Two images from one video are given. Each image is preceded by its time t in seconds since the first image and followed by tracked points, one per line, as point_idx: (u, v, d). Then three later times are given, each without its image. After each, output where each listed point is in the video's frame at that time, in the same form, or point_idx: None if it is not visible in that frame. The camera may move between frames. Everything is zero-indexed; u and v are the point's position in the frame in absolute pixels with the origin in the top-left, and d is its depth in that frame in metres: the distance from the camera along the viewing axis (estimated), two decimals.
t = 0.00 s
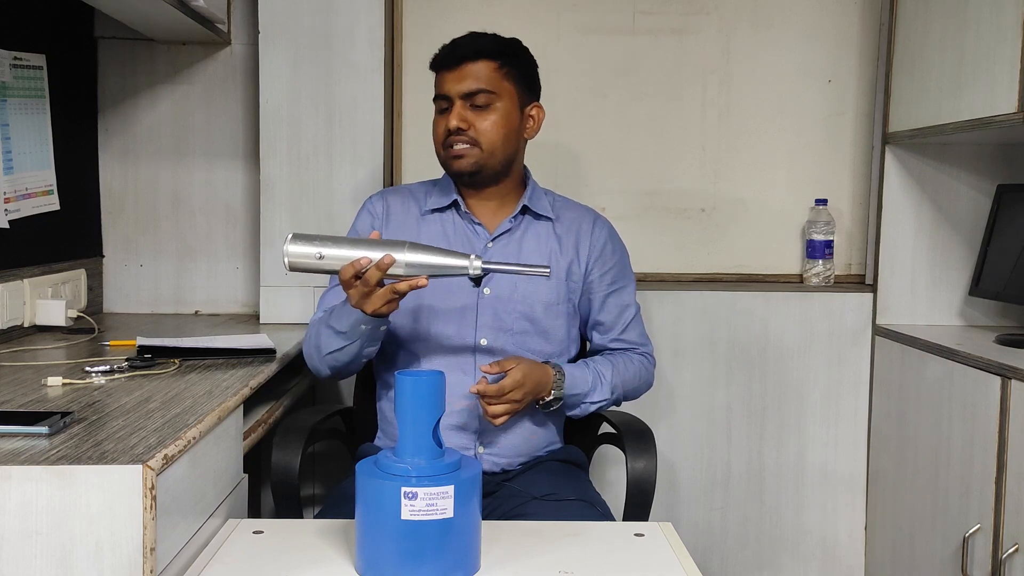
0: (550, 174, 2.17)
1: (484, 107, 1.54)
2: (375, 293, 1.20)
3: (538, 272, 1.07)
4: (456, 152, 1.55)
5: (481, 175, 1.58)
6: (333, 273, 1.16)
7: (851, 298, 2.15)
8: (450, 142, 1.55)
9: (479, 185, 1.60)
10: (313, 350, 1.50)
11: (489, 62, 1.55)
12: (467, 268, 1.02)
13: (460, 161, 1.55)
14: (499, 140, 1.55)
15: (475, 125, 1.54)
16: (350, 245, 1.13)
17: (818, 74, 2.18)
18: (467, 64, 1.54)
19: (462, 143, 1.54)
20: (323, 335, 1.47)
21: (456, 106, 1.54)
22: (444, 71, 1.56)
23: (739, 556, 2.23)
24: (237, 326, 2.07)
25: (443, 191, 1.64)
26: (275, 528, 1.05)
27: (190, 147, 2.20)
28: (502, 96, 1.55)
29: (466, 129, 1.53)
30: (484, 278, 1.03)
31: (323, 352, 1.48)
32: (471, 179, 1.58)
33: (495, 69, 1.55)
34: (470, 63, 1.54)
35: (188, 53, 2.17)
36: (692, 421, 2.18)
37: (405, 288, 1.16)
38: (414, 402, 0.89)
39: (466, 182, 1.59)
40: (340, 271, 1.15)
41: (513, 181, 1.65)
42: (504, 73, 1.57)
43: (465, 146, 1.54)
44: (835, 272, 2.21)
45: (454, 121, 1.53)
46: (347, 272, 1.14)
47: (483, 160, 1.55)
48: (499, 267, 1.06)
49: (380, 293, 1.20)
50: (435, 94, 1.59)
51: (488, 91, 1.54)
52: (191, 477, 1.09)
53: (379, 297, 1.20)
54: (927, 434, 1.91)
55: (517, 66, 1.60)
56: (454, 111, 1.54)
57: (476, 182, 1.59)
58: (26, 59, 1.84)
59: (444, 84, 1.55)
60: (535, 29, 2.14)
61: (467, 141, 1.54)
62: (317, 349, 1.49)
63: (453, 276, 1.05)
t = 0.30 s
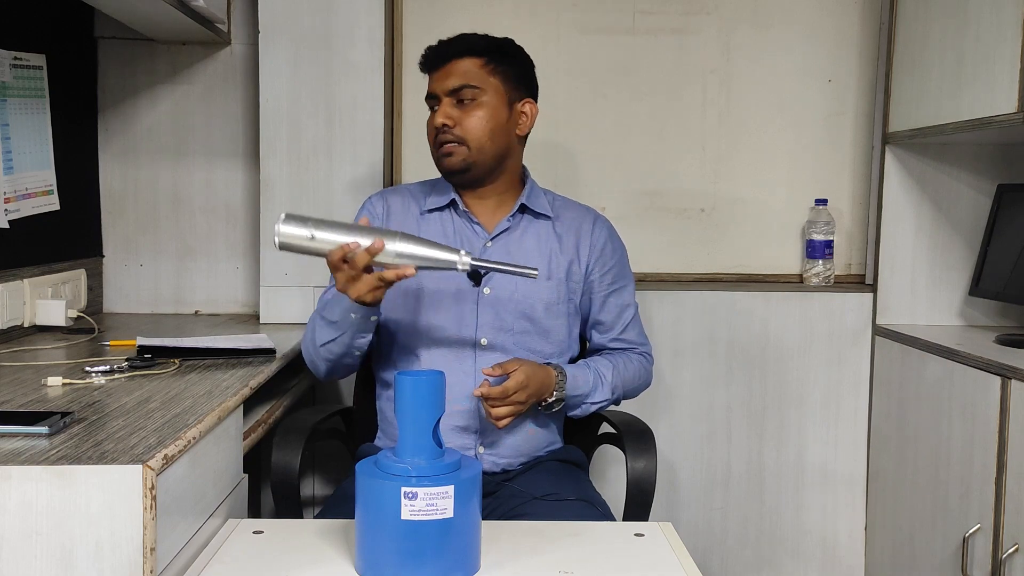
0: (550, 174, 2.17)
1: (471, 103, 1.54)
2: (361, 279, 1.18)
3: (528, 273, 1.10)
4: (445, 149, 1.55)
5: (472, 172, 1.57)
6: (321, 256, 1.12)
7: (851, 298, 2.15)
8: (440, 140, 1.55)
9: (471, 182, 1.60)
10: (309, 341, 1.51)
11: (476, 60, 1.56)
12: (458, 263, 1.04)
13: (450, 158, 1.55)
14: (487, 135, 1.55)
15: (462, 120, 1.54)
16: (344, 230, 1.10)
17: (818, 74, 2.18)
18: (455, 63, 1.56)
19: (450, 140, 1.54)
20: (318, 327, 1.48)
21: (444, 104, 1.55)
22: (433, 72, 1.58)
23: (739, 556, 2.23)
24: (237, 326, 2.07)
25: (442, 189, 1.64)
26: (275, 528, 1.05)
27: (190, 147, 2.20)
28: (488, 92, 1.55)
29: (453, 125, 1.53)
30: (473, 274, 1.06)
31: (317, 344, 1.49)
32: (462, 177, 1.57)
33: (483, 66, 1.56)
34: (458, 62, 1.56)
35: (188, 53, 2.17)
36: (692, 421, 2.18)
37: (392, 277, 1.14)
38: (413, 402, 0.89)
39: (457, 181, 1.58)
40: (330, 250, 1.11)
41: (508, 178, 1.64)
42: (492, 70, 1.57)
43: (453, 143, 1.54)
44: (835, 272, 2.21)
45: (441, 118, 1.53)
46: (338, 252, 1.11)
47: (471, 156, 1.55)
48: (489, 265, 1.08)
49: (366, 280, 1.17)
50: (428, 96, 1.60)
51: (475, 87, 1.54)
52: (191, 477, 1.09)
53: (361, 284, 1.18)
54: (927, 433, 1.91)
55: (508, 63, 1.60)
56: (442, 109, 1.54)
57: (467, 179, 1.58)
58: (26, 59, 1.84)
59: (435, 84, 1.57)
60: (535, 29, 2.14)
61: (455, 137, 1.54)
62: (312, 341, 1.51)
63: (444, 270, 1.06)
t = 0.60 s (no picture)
0: (549, 174, 2.17)
1: (466, 108, 1.54)
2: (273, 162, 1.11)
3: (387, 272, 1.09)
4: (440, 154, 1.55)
5: (467, 176, 1.57)
6: (265, 120, 1.09)
7: (851, 298, 2.15)
8: (435, 145, 1.56)
9: (468, 185, 1.60)
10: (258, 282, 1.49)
11: (471, 63, 1.56)
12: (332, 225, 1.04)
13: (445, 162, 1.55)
14: (481, 139, 1.55)
15: (456, 125, 1.54)
16: (298, 125, 1.08)
17: (818, 74, 2.18)
18: (451, 67, 1.56)
19: (445, 144, 1.55)
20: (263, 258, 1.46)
21: (439, 109, 1.55)
22: (429, 75, 1.59)
23: (739, 556, 2.23)
24: (237, 326, 2.07)
25: (442, 188, 1.65)
26: (275, 528, 1.05)
27: (190, 147, 2.20)
28: (482, 96, 1.55)
29: (447, 130, 1.54)
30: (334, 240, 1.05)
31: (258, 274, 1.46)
32: (458, 181, 1.58)
33: (479, 70, 1.56)
34: (453, 65, 1.56)
35: (188, 53, 2.17)
36: (692, 421, 2.18)
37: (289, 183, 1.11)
38: (414, 402, 0.89)
39: (454, 185, 1.59)
40: (266, 125, 1.10)
41: (506, 180, 1.65)
42: (488, 73, 1.57)
43: (448, 147, 1.55)
44: (835, 272, 2.21)
45: (435, 124, 1.54)
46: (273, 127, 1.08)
47: (466, 160, 1.55)
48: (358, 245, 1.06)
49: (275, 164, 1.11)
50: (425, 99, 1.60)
51: (470, 91, 1.54)
52: (191, 477, 1.09)
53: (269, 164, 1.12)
54: (927, 433, 1.91)
55: (505, 65, 1.59)
56: (437, 114, 1.55)
57: (464, 183, 1.59)
58: (26, 59, 1.85)
59: (431, 88, 1.57)
60: (534, 29, 2.14)
61: (450, 142, 1.54)
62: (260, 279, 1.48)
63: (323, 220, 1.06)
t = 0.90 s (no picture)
0: (549, 174, 2.17)
1: (466, 109, 1.54)
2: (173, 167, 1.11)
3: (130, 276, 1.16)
4: (439, 155, 1.56)
5: (466, 178, 1.57)
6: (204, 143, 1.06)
7: (852, 298, 2.15)
8: (434, 145, 1.56)
9: (467, 186, 1.60)
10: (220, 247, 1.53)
11: (473, 64, 1.56)
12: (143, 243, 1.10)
13: (444, 163, 1.56)
14: (481, 141, 1.55)
15: (456, 127, 1.54)
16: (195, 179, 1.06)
17: (818, 74, 2.18)
18: (453, 67, 1.56)
19: (444, 145, 1.55)
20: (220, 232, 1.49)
21: (439, 109, 1.55)
22: (430, 75, 1.59)
23: (739, 556, 2.23)
24: (236, 326, 2.07)
25: (438, 190, 1.64)
26: (275, 528, 1.05)
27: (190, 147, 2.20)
28: (484, 98, 1.55)
29: (447, 131, 1.54)
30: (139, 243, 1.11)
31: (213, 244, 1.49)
32: (456, 182, 1.58)
33: (481, 71, 1.56)
34: (455, 66, 1.56)
35: (188, 53, 2.17)
36: (692, 421, 2.18)
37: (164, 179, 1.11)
38: (414, 402, 0.88)
39: (453, 185, 1.59)
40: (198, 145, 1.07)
41: (507, 181, 1.65)
42: (489, 75, 1.57)
43: (447, 149, 1.55)
44: (835, 272, 2.21)
45: (435, 124, 1.54)
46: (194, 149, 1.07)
47: (465, 162, 1.55)
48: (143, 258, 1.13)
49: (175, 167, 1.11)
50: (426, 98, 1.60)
51: (471, 93, 1.54)
52: (191, 477, 1.09)
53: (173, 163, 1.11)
54: (927, 433, 1.91)
55: (507, 67, 1.59)
56: (437, 114, 1.55)
57: (462, 184, 1.59)
58: (26, 59, 1.85)
59: (432, 87, 1.57)
60: (535, 29, 2.14)
61: (449, 142, 1.55)
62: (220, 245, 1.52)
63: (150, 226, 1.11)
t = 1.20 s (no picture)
0: (549, 174, 2.17)
1: (469, 112, 1.54)
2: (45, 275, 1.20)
3: None
4: (438, 156, 1.55)
5: (463, 180, 1.58)
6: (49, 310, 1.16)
7: (852, 298, 2.15)
8: (433, 146, 1.55)
9: (461, 187, 1.61)
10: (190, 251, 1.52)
11: (475, 65, 1.55)
12: None
13: (443, 165, 1.55)
14: (481, 145, 1.56)
15: (458, 130, 1.54)
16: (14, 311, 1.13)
17: (818, 74, 2.18)
18: (455, 67, 1.54)
19: (445, 148, 1.55)
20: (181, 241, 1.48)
21: (440, 110, 1.54)
22: (429, 71, 1.56)
23: (739, 556, 2.23)
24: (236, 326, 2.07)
25: (425, 193, 1.63)
26: (275, 528, 1.05)
27: (190, 147, 2.20)
28: (486, 102, 1.55)
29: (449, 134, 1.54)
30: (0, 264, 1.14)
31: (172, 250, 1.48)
32: (453, 183, 1.58)
33: (484, 73, 1.56)
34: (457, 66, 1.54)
35: (188, 53, 2.17)
36: (692, 421, 2.18)
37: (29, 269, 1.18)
38: (414, 402, 0.88)
39: (448, 185, 1.59)
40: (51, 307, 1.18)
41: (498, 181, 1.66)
42: (491, 77, 1.57)
43: (447, 151, 1.55)
44: (835, 272, 2.21)
45: (437, 125, 1.53)
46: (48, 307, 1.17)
47: (465, 165, 1.56)
48: None
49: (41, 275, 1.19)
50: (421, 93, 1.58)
51: (474, 96, 1.54)
52: (191, 477, 1.09)
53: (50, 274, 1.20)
54: (927, 433, 1.91)
55: (505, 68, 1.59)
56: (439, 115, 1.54)
57: (458, 185, 1.59)
58: (26, 59, 1.85)
59: (432, 85, 1.55)
60: (535, 28, 2.14)
61: (451, 145, 1.54)
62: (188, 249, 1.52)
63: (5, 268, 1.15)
